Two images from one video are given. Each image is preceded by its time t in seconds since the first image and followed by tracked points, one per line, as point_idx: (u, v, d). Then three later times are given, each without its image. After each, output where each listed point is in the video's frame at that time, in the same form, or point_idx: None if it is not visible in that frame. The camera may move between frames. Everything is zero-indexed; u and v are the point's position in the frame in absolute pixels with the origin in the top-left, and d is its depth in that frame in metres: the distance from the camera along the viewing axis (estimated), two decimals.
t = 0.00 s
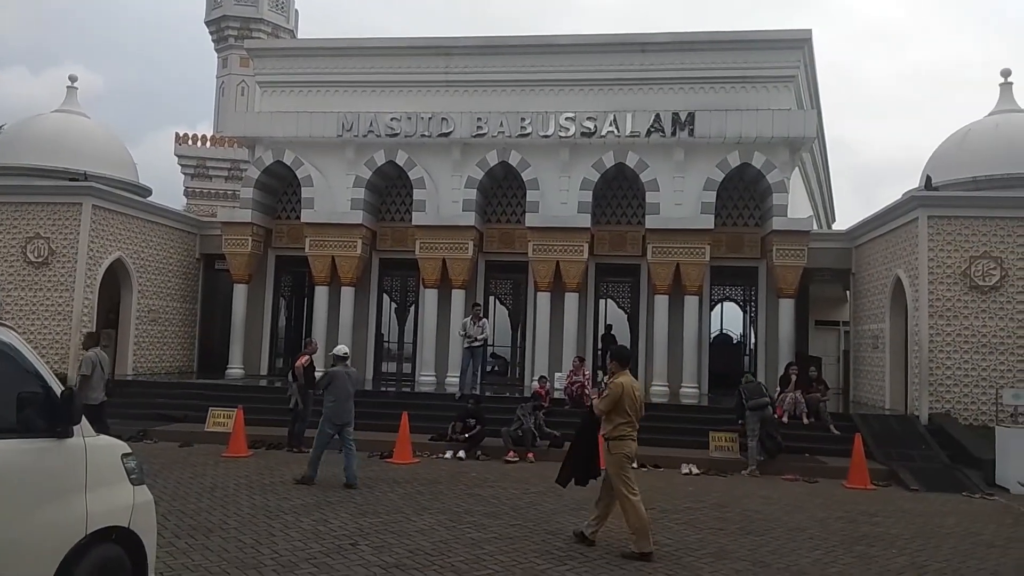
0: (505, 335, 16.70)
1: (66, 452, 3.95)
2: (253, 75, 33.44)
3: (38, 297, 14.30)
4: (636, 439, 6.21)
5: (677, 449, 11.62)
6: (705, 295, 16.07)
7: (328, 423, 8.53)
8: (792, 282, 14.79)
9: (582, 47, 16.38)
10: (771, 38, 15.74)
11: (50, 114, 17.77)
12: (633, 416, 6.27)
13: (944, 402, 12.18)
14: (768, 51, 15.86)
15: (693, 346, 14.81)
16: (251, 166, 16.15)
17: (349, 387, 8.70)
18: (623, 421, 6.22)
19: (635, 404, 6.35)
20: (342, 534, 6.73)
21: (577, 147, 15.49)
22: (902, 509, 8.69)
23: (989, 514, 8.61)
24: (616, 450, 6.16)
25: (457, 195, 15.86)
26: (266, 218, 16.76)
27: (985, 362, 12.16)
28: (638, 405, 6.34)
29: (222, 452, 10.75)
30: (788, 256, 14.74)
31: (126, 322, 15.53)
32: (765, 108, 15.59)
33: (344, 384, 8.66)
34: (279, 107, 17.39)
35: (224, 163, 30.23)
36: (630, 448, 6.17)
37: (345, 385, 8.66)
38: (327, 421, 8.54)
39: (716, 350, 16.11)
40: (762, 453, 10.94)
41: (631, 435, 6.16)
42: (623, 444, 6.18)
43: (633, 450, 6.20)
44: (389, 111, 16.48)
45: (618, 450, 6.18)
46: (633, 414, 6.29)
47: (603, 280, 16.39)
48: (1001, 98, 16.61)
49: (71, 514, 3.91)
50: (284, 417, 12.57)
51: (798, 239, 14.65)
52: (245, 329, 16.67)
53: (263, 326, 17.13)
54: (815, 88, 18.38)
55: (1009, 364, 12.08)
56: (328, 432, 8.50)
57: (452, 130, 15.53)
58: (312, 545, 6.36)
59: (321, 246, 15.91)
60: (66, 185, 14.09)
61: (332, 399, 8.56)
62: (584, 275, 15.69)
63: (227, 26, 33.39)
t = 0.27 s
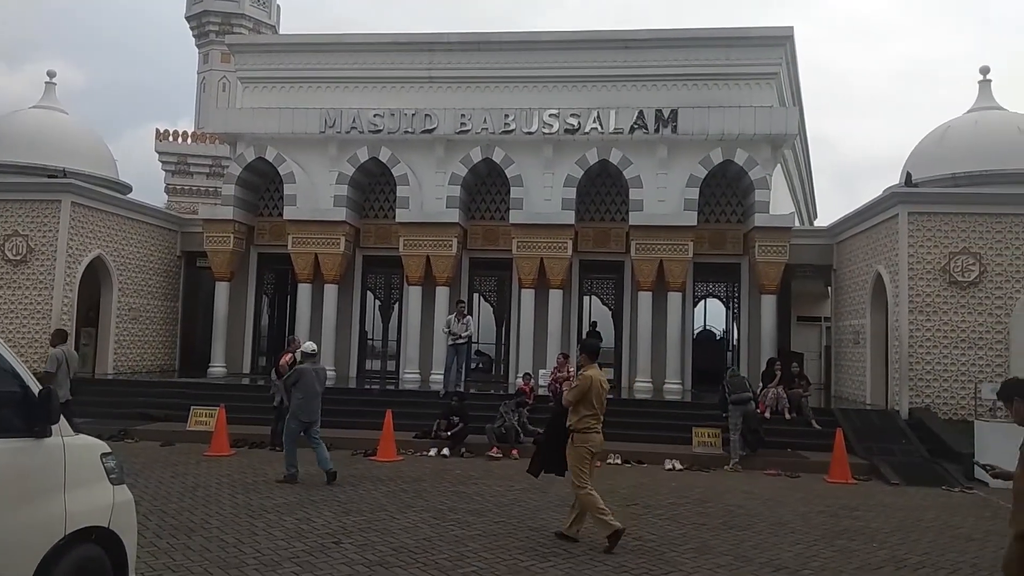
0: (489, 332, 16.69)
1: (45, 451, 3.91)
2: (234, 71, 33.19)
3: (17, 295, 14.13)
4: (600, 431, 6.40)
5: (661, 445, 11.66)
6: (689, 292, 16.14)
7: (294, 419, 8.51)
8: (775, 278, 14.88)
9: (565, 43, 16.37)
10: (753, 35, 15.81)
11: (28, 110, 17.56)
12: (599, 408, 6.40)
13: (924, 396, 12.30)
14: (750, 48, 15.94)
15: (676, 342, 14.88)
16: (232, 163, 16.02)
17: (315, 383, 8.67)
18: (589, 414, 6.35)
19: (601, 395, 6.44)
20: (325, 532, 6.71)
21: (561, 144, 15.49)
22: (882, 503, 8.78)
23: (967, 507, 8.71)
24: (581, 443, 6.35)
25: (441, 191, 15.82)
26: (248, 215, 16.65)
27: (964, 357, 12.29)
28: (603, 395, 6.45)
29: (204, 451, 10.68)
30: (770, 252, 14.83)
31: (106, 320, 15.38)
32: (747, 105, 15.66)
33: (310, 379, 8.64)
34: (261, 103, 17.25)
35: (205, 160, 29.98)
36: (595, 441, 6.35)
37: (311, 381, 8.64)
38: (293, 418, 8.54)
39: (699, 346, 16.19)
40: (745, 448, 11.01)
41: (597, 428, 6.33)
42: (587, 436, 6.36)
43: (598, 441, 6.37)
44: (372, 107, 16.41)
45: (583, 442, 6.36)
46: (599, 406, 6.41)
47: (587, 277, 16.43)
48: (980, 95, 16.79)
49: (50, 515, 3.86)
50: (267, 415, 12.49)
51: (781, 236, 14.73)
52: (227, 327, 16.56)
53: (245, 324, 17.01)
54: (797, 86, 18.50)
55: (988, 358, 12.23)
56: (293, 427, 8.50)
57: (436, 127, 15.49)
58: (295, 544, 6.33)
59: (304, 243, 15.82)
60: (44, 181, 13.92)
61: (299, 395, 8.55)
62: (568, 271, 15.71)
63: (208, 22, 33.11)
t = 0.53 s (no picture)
0: (479, 332, 16.69)
1: (30, 451, 3.88)
2: (222, 69, 33.05)
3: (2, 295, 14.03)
4: (577, 429, 6.53)
5: (650, 443, 11.70)
6: (678, 291, 16.19)
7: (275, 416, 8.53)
8: (763, 277, 14.94)
9: (555, 42, 16.38)
10: (741, 35, 15.85)
11: (14, 108, 17.43)
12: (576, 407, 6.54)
13: (911, 394, 12.38)
14: (739, 47, 15.99)
15: (665, 341, 14.92)
16: (220, 161, 15.94)
17: (294, 379, 8.72)
18: (568, 412, 6.46)
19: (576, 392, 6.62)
20: (313, 532, 6.69)
21: (550, 143, 15.50)
22: (869, 500, 8.83)
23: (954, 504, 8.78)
24: (560, 441, 6.44)
25: (430, 190, 15.79)
26: (236, 214, 16.57)
27: (951, 354, 12.38)
28: (579, 394, 6.60)
29: (192, 451, 10.63)
30: (758, 251, 14.89)
31: (93, 320, 15.29)
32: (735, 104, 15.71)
33: (288, 376, 8.68)
34: (249, 101, 17.19)
35: (193, 158, 29.82)
36: (573, 438, 6.48)
37: (289, 378, 8.68)
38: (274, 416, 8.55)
39: (688, 344, 16.25)
40: (733, 446, 11.06)
41: (575, 426, 6.46)
42: (565, 433, 6.46)
43: (576, 439, 6.50)
44: (361, 106, 16.36)
45: (562, 440, 6.45)
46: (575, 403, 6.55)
47: (576, 276, 16.45)
48: (965, 94, 16.90)
49: (36, 515, 3.83)
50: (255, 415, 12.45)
51: (769, 235, 14.79)
52: (215, 327, 16.48)
53: (234, 324, 16.94)
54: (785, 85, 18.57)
55: (974, 356, 12.32)
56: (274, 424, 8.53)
57: (425, 126, 15.46)
58: (283, 544, 6.31)
59: (292, 242, 15.77)
60: (30, 180, 13.82)
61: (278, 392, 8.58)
62: (557, 270, 15.72)
63: (195, 20, 32.95)
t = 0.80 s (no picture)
0: (469, 330, 16.68)
1: (14, 452, 3.85)
2: (209, 67, 32.87)
3: None
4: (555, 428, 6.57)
5: (640, 441, 11.73)
6: (667, 289, 16.23)
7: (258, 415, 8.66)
8: (751, 275, 14.98)
9: (544, 41, 16.38)
10: (729, 34, 15.89)
11: None
12: (555, 407, 6.60)
13: (898, 391, 12.48)
14: (727, 47, 16.04)
15: (654, 339, 14.95)
16: (207, 160, 15.86)
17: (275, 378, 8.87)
18: (546, 410, 6.51)
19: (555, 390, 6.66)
20: (302, 532, 6.66)
21: (539, 142, 15.50)
22: (857, 497, 8.89)
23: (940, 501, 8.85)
24: (537, 438, 6.45)
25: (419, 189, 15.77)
26: (224, 213, 16.49)
27: (937, 352, 12.48)
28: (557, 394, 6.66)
29: (180, 451, 10.57)
30: (746, 250, 14.94)
31: (79, 320, 15.18)
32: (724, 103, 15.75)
33: (269, 376, 8.83)
34: (237, 100, 17.11)
35: (180, 157, 29.64)
36: (551, 435, 6.49)
37: (270, 377, 8.83)
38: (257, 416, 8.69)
39: (677, 343, 16.29)
40: (722, 444, 11.10)
41: (553, 424, 6.50)
42: (542, 430, 6.50)
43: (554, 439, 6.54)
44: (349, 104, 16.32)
45: (538, 436, 6.48)
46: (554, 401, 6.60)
47: (565, 275, 16.47)
48: (951, 94, 17.02)
49: (21, 517, 3.80)
50: (243, 414, 12.40)
51: (757, 233, 14.85)
52: (203, 326, 16.40)
53: (222, 323, 16.87)
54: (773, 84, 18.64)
55: (960, 354, 12.42)
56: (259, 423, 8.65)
57: (414, 124, 15.44)
58: (271, 544, 6.29)
59: (281, 241, 15.70)
60: (15, 179, 13.71)
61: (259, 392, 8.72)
62: (546, 269, 15.73)
63: (182, 18, 32.76)
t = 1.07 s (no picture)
0: (458, 327, 16.66)
1: None
2: (197, 63, 32.69)
3: None
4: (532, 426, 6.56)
5: (629, 438, 11.76)
6: (656, 287, 16.27)
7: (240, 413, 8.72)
8: (740, 273, 15.03)
9: (534, 38, 16.37)
10: (719, 32, 15.93)
11: None
12: (532, 405, 6.56)
13: (885, 388, 12.56)
14: (717, 45, 16.07)
15: (644, 336, 14.98)
16: (195, 156, 15.77)
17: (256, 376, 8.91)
18: (521, 410, 6.49)
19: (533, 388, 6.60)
20: (290, 529, 6.65)
21: (529, 140, 15.49)
22: (844, 493, 8.95)
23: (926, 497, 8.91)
24: (512, 437, 6.45)
25: (409, 186, 15.73)
26: (212, 209, 16.39)
27: (923, 350, 12.57)
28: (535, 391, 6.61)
29: (168, 449, 10.51)
30: (735, 247, 14.98)
31: (66, 316, 15.08)
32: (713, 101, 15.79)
33: (250, 373, 8.86)
34: (225, 96, 17.02)
35: (168, 153, 29.46)
36: (525, 433, 6.46)
37: (251, 375, 8.87)
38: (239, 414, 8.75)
39: (666, 340, 16.33)
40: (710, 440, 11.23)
41: (528, 423, 6.48)
42: (516, 429, 6.47)
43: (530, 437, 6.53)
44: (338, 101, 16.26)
45: (511, 435, 6.46)
46: (531, 399, 6.54)
47: (555, 272, 16.48)
48: (938, 93, 17.13)
49: (6, 514, 3.78)
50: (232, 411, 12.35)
51: (746, 231, 14.89)
52: (191, 323, 16.32)
53: (210, 321, 16.79)
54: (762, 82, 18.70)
55: (946, 351, 12.51)
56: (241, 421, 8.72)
57: (403, 121, 15.40)
58: (259, 542, 6.27)
59: (269, 238, 15.64)
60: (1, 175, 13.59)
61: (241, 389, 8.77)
62: (536, 267, 15.73)
63: (170, 13, 32.56)
